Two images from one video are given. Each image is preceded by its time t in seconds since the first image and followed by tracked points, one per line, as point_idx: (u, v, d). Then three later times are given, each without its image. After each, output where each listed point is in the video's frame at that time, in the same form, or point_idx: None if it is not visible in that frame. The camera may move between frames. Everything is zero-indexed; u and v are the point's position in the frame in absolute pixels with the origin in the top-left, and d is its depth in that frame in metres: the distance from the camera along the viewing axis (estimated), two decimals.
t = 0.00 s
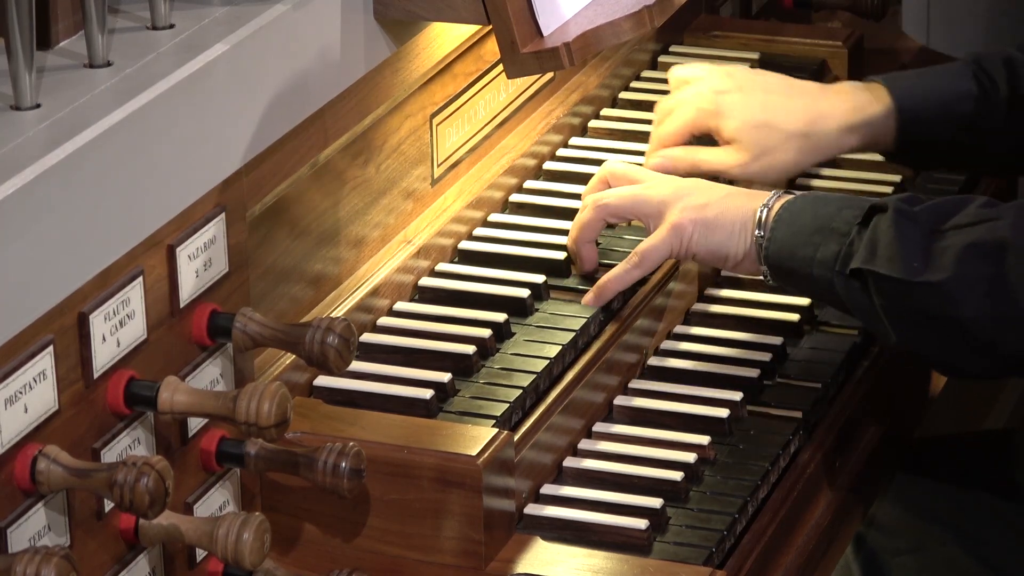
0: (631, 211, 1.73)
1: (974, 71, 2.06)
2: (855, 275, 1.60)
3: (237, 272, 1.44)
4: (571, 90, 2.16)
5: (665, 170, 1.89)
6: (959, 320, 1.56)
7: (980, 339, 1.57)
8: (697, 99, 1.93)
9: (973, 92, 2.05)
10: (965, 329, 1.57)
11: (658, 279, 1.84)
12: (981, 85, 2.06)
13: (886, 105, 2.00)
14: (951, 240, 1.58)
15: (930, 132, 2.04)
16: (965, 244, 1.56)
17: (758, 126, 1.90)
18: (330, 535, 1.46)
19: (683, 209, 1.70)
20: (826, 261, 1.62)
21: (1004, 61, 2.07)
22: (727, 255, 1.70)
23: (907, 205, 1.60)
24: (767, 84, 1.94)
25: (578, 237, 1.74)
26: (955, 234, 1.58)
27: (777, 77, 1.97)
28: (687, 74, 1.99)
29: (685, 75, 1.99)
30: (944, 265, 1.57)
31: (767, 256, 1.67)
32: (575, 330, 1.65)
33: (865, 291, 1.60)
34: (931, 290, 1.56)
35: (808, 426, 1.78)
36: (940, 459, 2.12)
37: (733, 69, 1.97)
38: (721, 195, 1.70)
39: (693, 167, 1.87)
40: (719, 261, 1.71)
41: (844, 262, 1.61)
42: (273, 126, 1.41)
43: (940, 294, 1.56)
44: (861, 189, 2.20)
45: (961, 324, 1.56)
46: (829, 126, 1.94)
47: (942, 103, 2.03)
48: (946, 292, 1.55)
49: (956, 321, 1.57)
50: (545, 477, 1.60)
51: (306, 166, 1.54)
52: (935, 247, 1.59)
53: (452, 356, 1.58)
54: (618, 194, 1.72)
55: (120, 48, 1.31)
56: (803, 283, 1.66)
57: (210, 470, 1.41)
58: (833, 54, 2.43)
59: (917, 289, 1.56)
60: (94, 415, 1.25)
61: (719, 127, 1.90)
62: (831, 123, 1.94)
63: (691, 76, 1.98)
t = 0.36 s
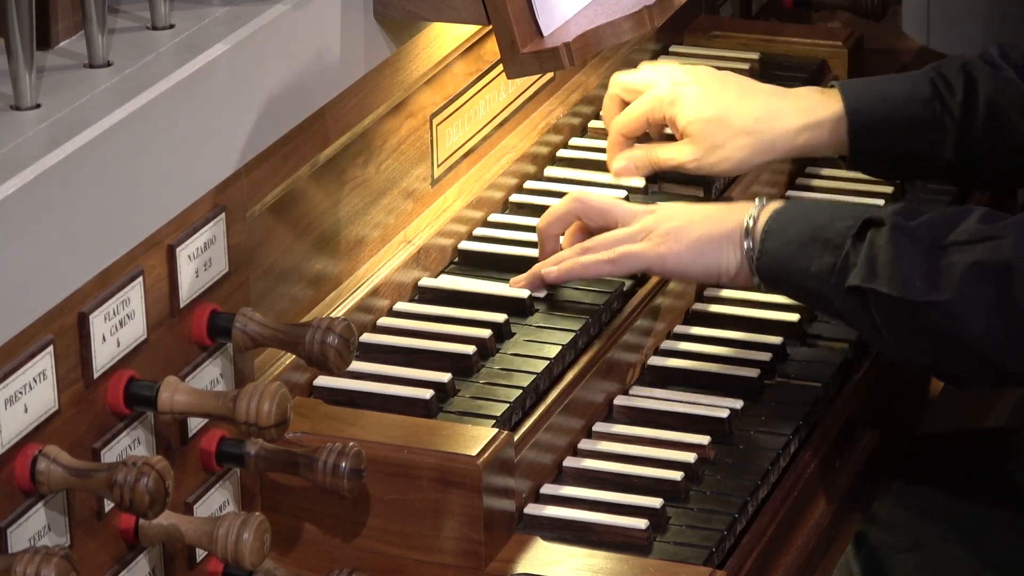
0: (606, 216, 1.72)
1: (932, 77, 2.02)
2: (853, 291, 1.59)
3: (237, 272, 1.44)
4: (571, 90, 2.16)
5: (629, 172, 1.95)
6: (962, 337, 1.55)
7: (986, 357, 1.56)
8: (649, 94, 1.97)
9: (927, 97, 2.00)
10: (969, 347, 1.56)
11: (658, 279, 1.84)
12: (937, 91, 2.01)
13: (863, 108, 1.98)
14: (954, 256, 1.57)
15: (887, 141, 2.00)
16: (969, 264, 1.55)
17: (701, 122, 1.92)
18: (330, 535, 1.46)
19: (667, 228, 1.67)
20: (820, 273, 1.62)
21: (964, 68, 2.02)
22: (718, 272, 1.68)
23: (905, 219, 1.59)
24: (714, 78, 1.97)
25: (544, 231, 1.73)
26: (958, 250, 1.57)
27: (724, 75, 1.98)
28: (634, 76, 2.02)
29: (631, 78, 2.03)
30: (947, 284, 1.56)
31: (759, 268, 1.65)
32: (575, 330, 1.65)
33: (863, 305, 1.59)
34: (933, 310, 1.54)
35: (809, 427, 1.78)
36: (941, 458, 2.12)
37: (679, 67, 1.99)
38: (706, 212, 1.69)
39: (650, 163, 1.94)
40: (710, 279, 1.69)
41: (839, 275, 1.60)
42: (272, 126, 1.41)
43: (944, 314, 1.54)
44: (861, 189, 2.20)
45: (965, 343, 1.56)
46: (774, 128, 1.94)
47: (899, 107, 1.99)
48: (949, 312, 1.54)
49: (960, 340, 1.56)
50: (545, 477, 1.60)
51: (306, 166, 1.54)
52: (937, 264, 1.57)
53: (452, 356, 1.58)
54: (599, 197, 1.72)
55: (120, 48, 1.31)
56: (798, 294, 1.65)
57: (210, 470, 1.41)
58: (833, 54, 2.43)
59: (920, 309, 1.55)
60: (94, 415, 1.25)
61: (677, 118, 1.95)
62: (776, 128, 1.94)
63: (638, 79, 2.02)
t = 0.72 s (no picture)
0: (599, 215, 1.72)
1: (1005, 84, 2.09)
2: (847, 285, 1.58)
3: (237, 272, 1.44)
4: (571, 90, 2.16)
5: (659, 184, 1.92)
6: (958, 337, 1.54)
7: (981, 357, 1.55)
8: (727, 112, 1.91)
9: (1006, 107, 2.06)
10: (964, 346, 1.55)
11: (658, 278, 1.84)
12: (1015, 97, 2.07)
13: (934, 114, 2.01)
14: (953, 254, 1.55)
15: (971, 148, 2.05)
16: (966, 262, 1.53)
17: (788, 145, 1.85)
18: (330, 535, 1.46)
19: (661, 215, 1.67)
20: (816, 265, 1.60)
21: None
22: (711, 258, 1.68)
23: (903, 213, 1.56)
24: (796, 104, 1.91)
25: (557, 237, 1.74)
26: (957, 247, 1.55)
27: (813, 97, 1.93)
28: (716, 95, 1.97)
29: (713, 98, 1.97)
30: (944, 281, 1.54)
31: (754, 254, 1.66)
32: (575, 330, 1.65)
33: (858, 300, 1.58)
34: (930, 308, 1.53)
35: (808, 426, 1.78)
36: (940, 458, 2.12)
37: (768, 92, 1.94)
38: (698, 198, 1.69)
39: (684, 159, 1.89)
40: (703, 266, 1.69)
41: (833, 269, 1.59)
42: (273, 125, 1.41)
43: (938, 312, 1.53)
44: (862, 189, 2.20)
45: (961, 342, 1.55)
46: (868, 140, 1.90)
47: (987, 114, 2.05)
48: (946, 310, 1.53)
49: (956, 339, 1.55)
50: (545, 477, 1.60)
51: (306, 166, 1.54)
52: (934, 262, 1.56)
53: (452, 356, 1.58)
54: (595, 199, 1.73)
55: (120, 48, 1.31)
56: (792, 283, 1.64)
57: (210, 470, 1.41)
58: (833, 54, 2.43)
59: (916, 308, 1.54)
60: (94, 415, 1.25)
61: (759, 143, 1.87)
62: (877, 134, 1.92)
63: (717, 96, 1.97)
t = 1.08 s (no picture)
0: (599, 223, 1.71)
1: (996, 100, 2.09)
2: (849, 316, 1.59)
3: (237, 272, 1.44)
4: (570, 90, 2.16)
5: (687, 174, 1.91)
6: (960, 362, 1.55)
7: (983, 380, 1.56)
8: (718, 100, 1.99)
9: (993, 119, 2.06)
10: (965, 370, 1.56)
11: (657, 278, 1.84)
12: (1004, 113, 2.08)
13: (918, 124, 2.02)
14: (952, 280, 1.56)
15: (956, 158, 2.04)
16: (967, 287, 1.54)
17: (778, 135, 1.92)
18: (330, 535, 1.46)
19: (660, 237, 1.67)
20: (817, 297, 1.61)
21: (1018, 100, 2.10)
22: (708, 290, 1.66)
23: (900, 243, 1.58)
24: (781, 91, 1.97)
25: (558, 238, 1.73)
26: (956, 273, 1.56)
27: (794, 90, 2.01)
28: (698, 103, 1.99)
29: (696, 105, 1.99)
30: (944, 307, 1.55)
31: (754, 290, 1.65)
32: (575, 330, 1.65)
33: (859, 330, 1.59)
34: (931, 335, 1.54)
35: (808, 427, 1.78)
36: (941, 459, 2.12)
37: (753, 81, 1.98)
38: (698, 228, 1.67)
39: (714, 172, 1.89)
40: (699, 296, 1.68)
41: (833, 299, 1.60)
42: (273, 125, 1.41)
43: (939, 338, 1.54)
44: (861, 189, 2.20)
45: (962, 366, 1.55)
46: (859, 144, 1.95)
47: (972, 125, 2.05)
48: (947, 336, 1.54)
49: (957, 363, 1.56)
50: (545, 477, 1.60)
51: (306, 166, 1.54)
52: (933, 289, 1.57)
53: (452, 356, 1.58)
54: (599, 208, 1.72)
55: (120, 48, 1.31)
56: (792, 317, 1.64)
57: (210, 470, 1.41)
58: (833, 54, 2.43)
59: (917, 336, 1.55)
60: (94, 415, 1.25)
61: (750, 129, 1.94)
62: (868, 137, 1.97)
63: (704, 105, 1.99)
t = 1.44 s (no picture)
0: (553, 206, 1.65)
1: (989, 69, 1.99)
2: (801, 257, 1.54)
3: (237, 272, 1.44)
4: (570, 90, 2.16)
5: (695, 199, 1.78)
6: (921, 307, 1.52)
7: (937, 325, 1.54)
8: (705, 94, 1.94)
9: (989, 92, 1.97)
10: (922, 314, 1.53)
11: (658, 278, 1.85)
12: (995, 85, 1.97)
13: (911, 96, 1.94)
14: (911, 224, 1.52)
15: (949, 131, 1.97)
16: (926, 232, 1.51)
17: (769, 129, 1.84)
18: (330, 535, 1.46)
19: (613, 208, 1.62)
20: (768, 238, 1.56)
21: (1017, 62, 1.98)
22: (664, 242, 1.64)
23: (854, 183, 1.53)
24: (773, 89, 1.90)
25: (493, 228, 1.68)
26: (913, 218, 1.52)
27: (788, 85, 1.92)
28: (678, 99, 1.96)
29: (677, 101, 1.96)
30: (902, 250, 1.51)
31: (703, 232, 1.61)
32: (575, 330, 1.65)
33: (814, 272, 1.55)
34: (887, 278, 1.51)
35: (809, 427, 1.78)
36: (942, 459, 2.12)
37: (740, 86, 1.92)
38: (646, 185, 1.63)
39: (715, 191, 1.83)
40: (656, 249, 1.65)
41: (786, 239, 1.55)
42: (274, 124, 1.41)
43: (897, 283, 1.51)
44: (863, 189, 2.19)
45: (915, 311, 1.53)
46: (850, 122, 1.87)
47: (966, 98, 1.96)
48: (905, 281, 1.51)
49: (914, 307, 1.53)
50: (545, 477, 1.60)
51: (306, 166, 1.54)
52: (891, 232, 1.52)
53: (452, 356, 1.58)
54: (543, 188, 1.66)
55: (120, 48, 1.31)
56: (742, 255, 1.60)
57: (210, 470, 1.41)
58: (833, 54, 2.43)
59: (873, 279, 1.52)
60: (94, 415, 1.25)
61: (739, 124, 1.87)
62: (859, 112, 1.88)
63: (682, 102, 1.95)
